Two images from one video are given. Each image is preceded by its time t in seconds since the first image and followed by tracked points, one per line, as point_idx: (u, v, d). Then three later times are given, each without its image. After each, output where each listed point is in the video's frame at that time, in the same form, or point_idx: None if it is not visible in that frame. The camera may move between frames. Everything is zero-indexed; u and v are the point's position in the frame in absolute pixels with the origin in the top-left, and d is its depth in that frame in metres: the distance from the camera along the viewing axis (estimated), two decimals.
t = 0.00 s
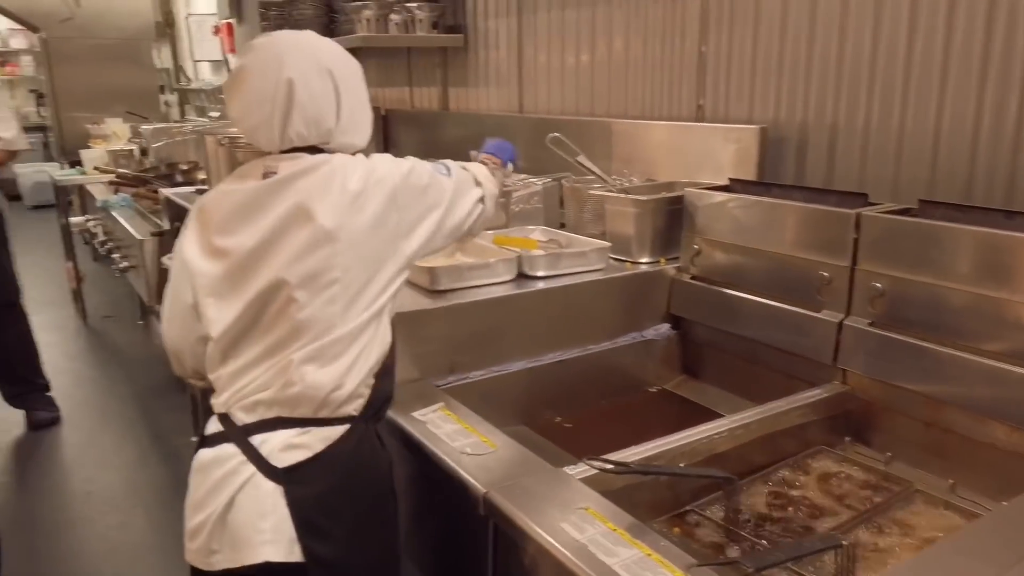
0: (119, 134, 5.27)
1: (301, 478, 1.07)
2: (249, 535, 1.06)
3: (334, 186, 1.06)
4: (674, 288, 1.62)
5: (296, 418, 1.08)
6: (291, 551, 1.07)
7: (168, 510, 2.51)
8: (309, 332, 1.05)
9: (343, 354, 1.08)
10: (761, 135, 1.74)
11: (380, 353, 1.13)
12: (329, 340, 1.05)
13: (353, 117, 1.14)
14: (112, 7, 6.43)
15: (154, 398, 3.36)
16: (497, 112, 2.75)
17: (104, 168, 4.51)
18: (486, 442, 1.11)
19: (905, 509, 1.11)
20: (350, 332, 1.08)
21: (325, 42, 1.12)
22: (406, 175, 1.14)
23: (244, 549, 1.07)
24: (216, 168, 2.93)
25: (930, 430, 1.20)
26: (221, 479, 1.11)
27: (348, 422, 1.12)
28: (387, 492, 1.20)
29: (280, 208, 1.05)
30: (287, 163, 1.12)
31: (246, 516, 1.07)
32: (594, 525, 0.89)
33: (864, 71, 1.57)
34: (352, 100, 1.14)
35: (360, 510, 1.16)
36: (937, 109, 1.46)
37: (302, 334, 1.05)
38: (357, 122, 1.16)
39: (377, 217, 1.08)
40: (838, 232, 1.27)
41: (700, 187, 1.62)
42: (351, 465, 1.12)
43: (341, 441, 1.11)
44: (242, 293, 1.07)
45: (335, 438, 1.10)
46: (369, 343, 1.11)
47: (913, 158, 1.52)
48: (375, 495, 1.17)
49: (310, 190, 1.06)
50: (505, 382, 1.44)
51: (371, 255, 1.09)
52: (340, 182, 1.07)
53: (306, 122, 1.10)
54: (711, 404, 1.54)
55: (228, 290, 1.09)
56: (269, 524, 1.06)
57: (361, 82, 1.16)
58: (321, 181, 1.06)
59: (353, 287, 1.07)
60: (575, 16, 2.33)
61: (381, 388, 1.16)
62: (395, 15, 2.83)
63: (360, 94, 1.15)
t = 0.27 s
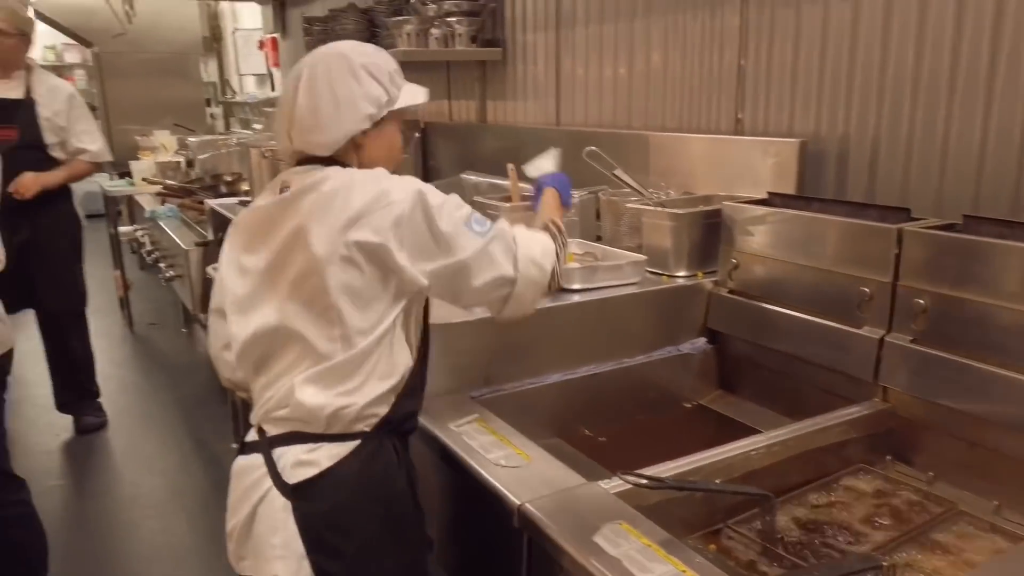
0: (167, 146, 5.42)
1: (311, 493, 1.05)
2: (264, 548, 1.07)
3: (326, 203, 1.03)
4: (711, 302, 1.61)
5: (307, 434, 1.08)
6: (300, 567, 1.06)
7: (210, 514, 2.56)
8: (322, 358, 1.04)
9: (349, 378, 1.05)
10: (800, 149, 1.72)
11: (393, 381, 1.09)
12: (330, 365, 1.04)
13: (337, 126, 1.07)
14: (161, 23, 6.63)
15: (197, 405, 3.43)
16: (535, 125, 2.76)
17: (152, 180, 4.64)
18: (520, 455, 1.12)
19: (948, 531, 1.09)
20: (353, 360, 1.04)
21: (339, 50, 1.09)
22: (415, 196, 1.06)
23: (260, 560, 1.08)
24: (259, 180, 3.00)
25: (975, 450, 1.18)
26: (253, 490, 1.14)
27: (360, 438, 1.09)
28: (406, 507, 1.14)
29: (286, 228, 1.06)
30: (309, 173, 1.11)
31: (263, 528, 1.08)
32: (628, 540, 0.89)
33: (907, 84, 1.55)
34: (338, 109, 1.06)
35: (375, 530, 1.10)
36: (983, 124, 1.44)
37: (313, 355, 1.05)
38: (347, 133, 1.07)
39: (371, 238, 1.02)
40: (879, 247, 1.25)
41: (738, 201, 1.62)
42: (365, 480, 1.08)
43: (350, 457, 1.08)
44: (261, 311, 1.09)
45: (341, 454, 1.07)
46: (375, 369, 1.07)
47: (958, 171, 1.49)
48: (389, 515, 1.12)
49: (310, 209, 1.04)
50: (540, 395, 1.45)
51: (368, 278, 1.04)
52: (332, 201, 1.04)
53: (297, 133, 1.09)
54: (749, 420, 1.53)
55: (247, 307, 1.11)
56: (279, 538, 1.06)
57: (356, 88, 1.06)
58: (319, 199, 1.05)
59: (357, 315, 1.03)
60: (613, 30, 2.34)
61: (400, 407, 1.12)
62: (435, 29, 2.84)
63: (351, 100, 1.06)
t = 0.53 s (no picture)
0: (198, 151, 5.51)
1: (323, 519, 0.99)
2: (283, 558, 1.08)
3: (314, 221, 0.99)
4: (737, 307, 1.59)
5: (316, 454, 1.00)
6: None
7: (236, 515, 2.59)
8: (320, 387, 0.98)
9: (343, 411, 0.97)
10: (829, 154, 1.70)
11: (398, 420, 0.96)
12: (317, 400, 0.98)
13: (341, 130, 1.01)
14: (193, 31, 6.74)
15: (224, 407, 3.47)
16: (561, 130, 2.77)
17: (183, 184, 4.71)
18: (544, 458, 1.11)
19: (980, 541, 1.06)
20: (340, 394, 0.96)
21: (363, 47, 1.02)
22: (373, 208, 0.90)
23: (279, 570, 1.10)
24: (287, 185, 3.04)
25: (1008, 459, 1.15)
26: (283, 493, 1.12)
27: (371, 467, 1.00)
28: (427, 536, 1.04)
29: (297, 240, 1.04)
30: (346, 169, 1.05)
31: (287, 541, 1.08)
32: (652, 544, 0.88)
33: (940, 88, 1.53)
34: (341, 113, 1.00)
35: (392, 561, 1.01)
36: (1018, 127, 1.41)
37: (312, 380, 1.00)
38: (350, 135, 1.00)
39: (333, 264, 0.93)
40: (910, 253, 1.23)
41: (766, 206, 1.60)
42: (382, 505, 1.00)
43: (365, 484, 0.99)
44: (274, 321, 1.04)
45: (352, 482, 0.99)
46: (361, 406, 0.96)
47: (992, 176, 1.46)
48: (412, 547, 1.02)
49: (309, 224, 1.01)
50: (564, 398, 1.45)
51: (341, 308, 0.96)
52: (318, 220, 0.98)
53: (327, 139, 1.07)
54: (775, 426, 1.51)
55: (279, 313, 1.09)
56: (293, 553, 1.06)
57: (357, 87, 0.97)
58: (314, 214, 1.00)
59: (336, 341, 0.98)
60: (640, 35, 2.34)
61: (428, 436, 1.01)
62: (462, 37, 2.81)
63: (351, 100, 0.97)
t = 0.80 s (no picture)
0: (206, 160, 5.55)
1: (322, 558, 0.90)
2: None
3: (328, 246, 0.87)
4: (743, 310, 1.59)
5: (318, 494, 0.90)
6: None
7: (245, 521, 2.60)
8: (322, 425, 0.88)
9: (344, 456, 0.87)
10: (835, 156, 1.70)
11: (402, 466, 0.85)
12: (315, 440, 0.89)
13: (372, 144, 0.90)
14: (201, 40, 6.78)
15: (233, 414, 3.48)
16: (566, 135, 2.77)
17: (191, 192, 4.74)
18: (550, 463, 1.11)
19: (990, 544, 1.06)
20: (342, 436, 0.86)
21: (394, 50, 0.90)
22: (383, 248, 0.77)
23: None
24: (294, 192, 3.06)
25: (1017, 461, 1.14)
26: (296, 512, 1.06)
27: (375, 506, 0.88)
28: None
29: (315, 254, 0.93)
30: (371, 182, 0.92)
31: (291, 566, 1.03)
32: (659, 549, 0.88)
33: (945, 89, 1.53)
34: (372, 127, 0.89)
35: None
36: None
37: (316, 418, 0.90)
38: (381, 151, 0.89)
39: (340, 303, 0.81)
40: (916, 255, 1.23)
41: (772, 208, 1.60)
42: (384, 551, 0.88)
43: (366, 525, 0.88)
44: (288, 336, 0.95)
45: (355, 520, 0.88)
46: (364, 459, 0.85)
47: (999, 177, 1.46)
48: None
49: (319, 248, 0.90)
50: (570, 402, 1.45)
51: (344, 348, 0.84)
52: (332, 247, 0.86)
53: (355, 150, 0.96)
54: (783, 430, 1.50)
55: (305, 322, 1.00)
56: None
57: (387, 97, 0.86)
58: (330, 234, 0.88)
59: (336, 382, 0.87)
60: (645, 39, 2.34)
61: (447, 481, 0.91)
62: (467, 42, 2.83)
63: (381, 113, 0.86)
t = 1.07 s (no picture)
0: (207, 164, 5.56)
1: None
2: None
3: (363, 270, 0.85)
4: (748, 310, 1.58)
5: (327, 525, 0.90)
6: None
7: (249, 525, 2.59)
8: (339, 453, 0.88)
9: (357, 486, 0.86)
10: (839, 153, 1.69)
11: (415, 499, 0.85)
12: (330, 469, 0.88)
13: (403, 148, 0.89)
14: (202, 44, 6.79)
15: (236, 418, 3.48)
16: (568, 135, 2.77)
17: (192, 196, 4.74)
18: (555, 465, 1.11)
19: (1000, 543, 1.04)
20: (355, 471, 0.86)
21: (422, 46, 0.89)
22: (429, 270, 0.76)
23: None
24: (296, 194, 3.05)
25: None
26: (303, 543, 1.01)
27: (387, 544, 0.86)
28: None
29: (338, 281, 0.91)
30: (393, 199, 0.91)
31: None
32: (666, 550, 0.87)
33: (949, 85, 1.52)
34: (402, 130, 0.88)
35: None
36: None
37: (335, 444, 0.89)
38: (414, 156, 0.89)
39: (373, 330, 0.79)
40: (922, 252, 1.22)
41: (776, 207, 1.59)
42: None
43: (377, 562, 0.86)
44: (308, 356, 0.96)
45: (366, 561, 0.87)
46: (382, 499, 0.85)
47: (1005, 172, 1.45)
48: None
49: (350, 259, 0.89)
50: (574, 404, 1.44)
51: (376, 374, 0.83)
52: (365, 271, 0.84)
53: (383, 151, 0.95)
54: (789, 429, 1.50)
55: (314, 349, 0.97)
56: None
57: (421, 100, 0.85)
58: (362, 258, 0.86)
59: (357, 412, 0.85)
60: (646, 38, 2.34)
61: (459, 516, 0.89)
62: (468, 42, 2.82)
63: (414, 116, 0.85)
